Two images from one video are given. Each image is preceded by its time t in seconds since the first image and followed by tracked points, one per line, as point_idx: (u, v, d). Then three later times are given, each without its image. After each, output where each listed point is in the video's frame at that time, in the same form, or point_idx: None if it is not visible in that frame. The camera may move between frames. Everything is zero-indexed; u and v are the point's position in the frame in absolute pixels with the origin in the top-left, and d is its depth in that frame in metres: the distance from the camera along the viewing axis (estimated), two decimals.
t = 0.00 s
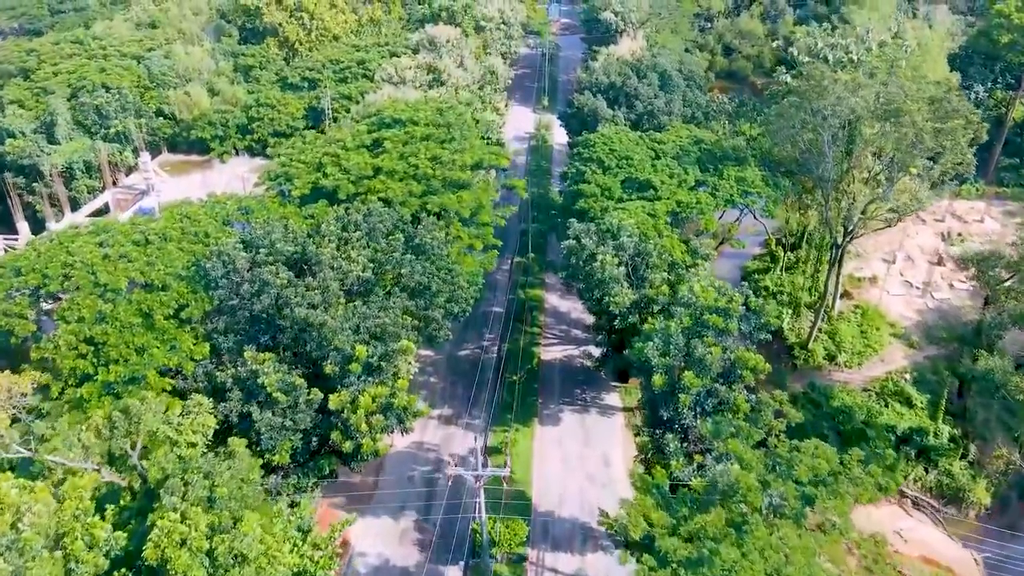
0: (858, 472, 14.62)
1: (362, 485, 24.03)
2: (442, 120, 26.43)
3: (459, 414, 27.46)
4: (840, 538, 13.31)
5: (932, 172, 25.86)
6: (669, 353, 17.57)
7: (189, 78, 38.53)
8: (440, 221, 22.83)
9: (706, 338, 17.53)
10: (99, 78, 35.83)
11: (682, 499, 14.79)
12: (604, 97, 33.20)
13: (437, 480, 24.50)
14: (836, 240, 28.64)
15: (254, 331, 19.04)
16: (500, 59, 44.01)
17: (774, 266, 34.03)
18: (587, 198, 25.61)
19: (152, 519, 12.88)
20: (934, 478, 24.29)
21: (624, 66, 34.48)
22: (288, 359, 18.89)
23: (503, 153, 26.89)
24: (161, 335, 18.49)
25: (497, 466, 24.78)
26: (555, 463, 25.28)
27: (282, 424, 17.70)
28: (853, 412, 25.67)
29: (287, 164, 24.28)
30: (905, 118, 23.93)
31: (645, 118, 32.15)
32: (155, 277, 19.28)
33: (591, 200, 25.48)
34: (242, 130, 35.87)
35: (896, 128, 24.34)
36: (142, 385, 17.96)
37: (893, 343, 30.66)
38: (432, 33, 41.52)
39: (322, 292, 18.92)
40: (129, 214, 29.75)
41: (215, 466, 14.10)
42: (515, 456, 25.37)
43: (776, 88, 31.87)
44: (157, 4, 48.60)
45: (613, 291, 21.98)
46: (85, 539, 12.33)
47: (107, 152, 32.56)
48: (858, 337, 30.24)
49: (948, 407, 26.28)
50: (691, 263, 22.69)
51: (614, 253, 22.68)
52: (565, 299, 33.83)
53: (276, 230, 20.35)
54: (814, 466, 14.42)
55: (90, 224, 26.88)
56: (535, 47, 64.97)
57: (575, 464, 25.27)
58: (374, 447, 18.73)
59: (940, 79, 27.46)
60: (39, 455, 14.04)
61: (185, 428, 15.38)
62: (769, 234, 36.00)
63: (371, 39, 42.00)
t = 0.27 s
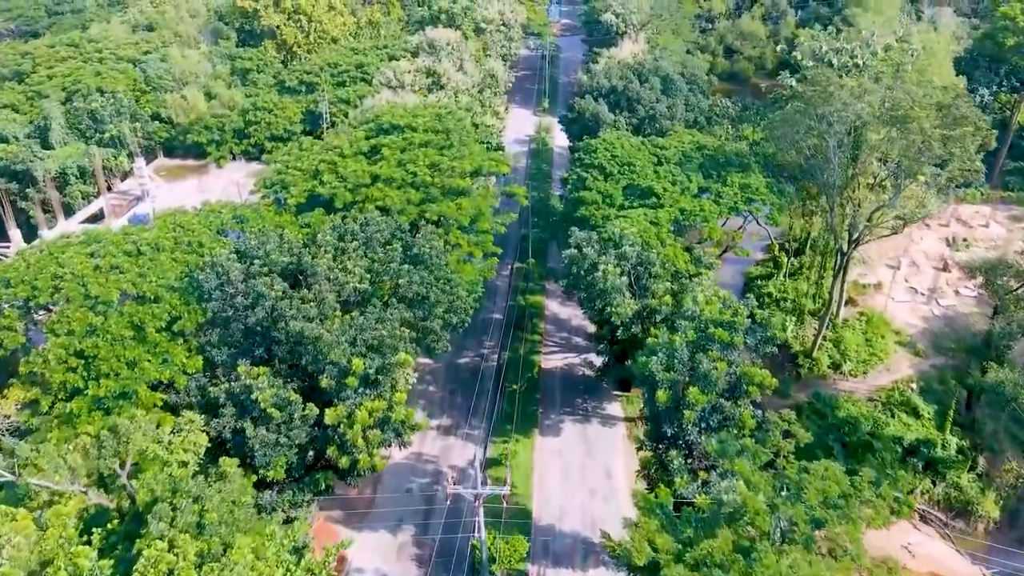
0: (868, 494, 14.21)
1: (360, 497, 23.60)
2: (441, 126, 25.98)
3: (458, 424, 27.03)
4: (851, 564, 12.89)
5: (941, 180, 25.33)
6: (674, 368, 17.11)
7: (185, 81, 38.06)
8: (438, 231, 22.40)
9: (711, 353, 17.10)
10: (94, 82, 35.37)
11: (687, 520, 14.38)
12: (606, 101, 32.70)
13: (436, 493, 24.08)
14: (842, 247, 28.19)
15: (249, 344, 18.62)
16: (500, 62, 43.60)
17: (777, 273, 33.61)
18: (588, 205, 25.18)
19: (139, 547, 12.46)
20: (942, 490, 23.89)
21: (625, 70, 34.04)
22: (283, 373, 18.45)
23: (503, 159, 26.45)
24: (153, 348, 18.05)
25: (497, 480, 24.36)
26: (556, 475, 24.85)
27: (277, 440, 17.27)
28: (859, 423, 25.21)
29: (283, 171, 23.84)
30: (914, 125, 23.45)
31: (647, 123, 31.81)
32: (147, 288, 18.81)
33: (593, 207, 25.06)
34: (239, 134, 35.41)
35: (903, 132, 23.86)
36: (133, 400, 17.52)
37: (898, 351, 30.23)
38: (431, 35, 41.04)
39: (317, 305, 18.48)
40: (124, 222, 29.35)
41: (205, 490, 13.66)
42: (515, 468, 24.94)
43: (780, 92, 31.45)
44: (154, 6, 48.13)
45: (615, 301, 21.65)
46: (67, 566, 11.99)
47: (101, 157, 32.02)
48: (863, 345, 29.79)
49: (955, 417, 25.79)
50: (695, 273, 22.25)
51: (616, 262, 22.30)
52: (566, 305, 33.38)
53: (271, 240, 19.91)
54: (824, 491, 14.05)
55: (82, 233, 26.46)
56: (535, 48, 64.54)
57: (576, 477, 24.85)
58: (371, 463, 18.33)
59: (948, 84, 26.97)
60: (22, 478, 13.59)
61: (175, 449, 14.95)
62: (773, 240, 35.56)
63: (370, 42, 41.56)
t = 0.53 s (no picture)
0: (879, 516, 13.80)
1: (358, 511, 23.19)
2: (440, 132, 25.54)
3: (457, 435, 26.61)
4: None
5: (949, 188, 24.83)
6: (678, 384, 16.66)
7: (182, 85, 37.61)
8: (437, 240, 21.96)
9: (716, 369, 16.67)
10: (89, 86, 34.91)
11: (692, 543, 13.98)
12: (607, 106, 32.24)
13: (435, 506, 23.68)
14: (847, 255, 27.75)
15: (243, 358, 18.21)
16: (500, 65, 43.19)
17: (780, 279, 33.16)
18: (590, 213, 24.76)
19: None
20: (950, 504, 23.50)
21: (626, 74, 33.63)
22: (278, 388, 18.02)
23: (502, 165, 26.01)
24: (144, 362, 17.61)
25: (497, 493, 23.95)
26: (556, 489, 24.44)
27: (271, 458, 16.84)
28: (865, 434, 24.77)
29: (279, 179, 23.40)
30: (922, 132, 23.03)
31: (649, 128, 31.34)
32: (138, 300, 18.36)
33: (594, 215, 24.63)
34: (235, 139, 34.96)
35: (910, 139, 23.41)
36: (123, 416, 17.04)
37: (904, 360, 29.82)
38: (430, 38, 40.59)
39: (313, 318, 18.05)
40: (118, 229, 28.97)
41: (196, 514, 13.27)
42: (515, 481, 24.52)
43: (784, 97, 31.02)
44: (151, 9, 47.70)
45: (617, 312, 21.26)
46: None
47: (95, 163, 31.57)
48: (868, 354, 29.37)
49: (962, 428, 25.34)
50: (698, 283, 21.82)
51: (618, 272, 21.89)
52: (566, 312, 32.93)
53: (266, 250, 19.49)
54: (834, 515, 13.62)
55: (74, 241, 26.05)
56: (535, 50, 64.13)
57: (577, 490, 24.44)
58: (368, 479, 17.93)
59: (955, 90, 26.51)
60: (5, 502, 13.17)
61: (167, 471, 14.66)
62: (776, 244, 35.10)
63: (369, 45, 41.14)
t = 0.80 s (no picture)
0: (888, 540, 13.43)
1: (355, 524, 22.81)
2: (438, 138, 25.08)
3: (457, 446, 26.20)
4: None
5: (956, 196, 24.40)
6: (682, 400, 16.23)
7: (178, 88, 37.16)
8: (435, 250, 21.54)
9: (721, 385, 16.26)
10: (84, 90, 34.48)
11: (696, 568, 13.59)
12: (608, 111, 31.80)
13: (434, 520, 23.29)
14: (852, 263, 27.32)
15: (236, 371, 17.79)
16: (499, 68, 42.76)
17: (784, 284, 32.68)
18: (591, 221, 24.33)
19: None
20: (958, 517, 23.12)
21: (628, 78, 33.23)
22: (272, 403, 17.59)
23: (502, 172, 25.56)
24: (135, 376, 17.19)
25: (497, 507, 23.56)
26: (557, 501, 24.02)
27: (264, 476, 16.41)
28: (871, 445, 24.39)
29: (274, 187, 22.95)
30: (930, 138, 22.74)
31: (650, 132, 30.75)
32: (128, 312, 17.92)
33: (596, 223, 24.20)
34: (232, 143, 34.51)
35: (918, 146, 23.00)
36: (113, 433, 16.61)
37: (910, 368, 29.42)
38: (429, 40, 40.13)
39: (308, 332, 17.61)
40: (112, 237, 28.55)
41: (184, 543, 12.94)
42: (514, 493, 24.10)
43: (787, 101, 30.57)
44: (147, 11, 47.24)
45: (619, 323, 20.85)
46: None
47: (89, 168, 31.13)
48: (874, 362, 28.94)
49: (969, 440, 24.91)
50: (702, 293, 21.41)
51: (620, 281, 21.49)
52: (567, 319, 32.47)
53: (260, 261, 19.06)
54: (844, 541, 13.28)
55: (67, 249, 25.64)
56: (535, 52, 63.70)
57: (577, 502, 24.02)
58: (366, 495, 17.51)
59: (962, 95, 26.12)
60: None
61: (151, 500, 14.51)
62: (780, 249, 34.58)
63: (367, 48, 40.71)
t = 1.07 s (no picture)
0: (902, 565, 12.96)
1: (351, 539, 22.39)
2: (437, 145, 24.66)
3: (455, 458, 25.78)
4: None
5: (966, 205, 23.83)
6: (687, 418, 15.77)
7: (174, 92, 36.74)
8: (433, 260, 21.11)
9: (726, 402, 15.82)
10: (78, 94, 34.03)
11: None
12: (609, 116, 31.37)
13: (432, 534, 22.87)
14: (858, 271, 26.88)
15: (229, 386, 17.38)
16: (499, 71, 42.34)
17: (787, 291, 32.28)
18: (592, 229, 23.90)
19: None
20: (966, 532, 22.49)
21: (630, 83, 32.91)
22: (265, 419, 17.13)
23: (502, 179, 25.14)
24: (125, 392, 16.71)
25: (496, 521, 23.13)
26: (557, 515, 23.59)
27: (256, 495, 15.96)
28: (877, 458, 23.99)
29: (269, 196, 22.53)
30: (938, 147, 22.28)
31: (652, 137, 30.32)
32: (118, 326, 17.45)
33: (597, 231, 23.78)
34: (228, 148, 34.08)
35: (925, 154, 22.61)
36: (102, 451, 16.08)
37: (915, 377, 28.96)
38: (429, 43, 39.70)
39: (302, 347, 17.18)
40: (105, 243, 28.62)
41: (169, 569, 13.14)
42: (514, 507, 23.67)
43: (791, 106, 30.13)
44: (144, 13, 46.81)
45: (621, 335, 20.41)
46: None
47: (83, 173, 30.61)
48: (879, 371, 28.50)
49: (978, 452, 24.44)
50: (706, 303, 21.00)
51: (622, 292, 21.09)
52: (568, 326, 32.02)
53: (254, 273, 18.62)
54: (855, 568, 12.88)
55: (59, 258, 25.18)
56: (535, 54, 63.31)
57: (578, 516, 23.59)
58: (362, 513, 17.07)
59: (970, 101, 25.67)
60: None
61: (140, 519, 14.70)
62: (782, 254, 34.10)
63: (365, 51, 40.26)
